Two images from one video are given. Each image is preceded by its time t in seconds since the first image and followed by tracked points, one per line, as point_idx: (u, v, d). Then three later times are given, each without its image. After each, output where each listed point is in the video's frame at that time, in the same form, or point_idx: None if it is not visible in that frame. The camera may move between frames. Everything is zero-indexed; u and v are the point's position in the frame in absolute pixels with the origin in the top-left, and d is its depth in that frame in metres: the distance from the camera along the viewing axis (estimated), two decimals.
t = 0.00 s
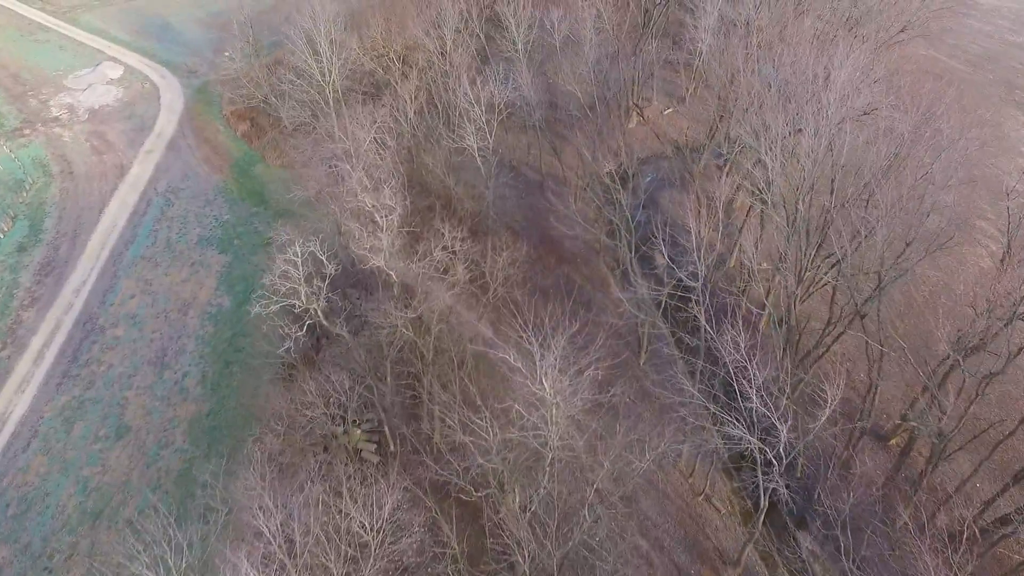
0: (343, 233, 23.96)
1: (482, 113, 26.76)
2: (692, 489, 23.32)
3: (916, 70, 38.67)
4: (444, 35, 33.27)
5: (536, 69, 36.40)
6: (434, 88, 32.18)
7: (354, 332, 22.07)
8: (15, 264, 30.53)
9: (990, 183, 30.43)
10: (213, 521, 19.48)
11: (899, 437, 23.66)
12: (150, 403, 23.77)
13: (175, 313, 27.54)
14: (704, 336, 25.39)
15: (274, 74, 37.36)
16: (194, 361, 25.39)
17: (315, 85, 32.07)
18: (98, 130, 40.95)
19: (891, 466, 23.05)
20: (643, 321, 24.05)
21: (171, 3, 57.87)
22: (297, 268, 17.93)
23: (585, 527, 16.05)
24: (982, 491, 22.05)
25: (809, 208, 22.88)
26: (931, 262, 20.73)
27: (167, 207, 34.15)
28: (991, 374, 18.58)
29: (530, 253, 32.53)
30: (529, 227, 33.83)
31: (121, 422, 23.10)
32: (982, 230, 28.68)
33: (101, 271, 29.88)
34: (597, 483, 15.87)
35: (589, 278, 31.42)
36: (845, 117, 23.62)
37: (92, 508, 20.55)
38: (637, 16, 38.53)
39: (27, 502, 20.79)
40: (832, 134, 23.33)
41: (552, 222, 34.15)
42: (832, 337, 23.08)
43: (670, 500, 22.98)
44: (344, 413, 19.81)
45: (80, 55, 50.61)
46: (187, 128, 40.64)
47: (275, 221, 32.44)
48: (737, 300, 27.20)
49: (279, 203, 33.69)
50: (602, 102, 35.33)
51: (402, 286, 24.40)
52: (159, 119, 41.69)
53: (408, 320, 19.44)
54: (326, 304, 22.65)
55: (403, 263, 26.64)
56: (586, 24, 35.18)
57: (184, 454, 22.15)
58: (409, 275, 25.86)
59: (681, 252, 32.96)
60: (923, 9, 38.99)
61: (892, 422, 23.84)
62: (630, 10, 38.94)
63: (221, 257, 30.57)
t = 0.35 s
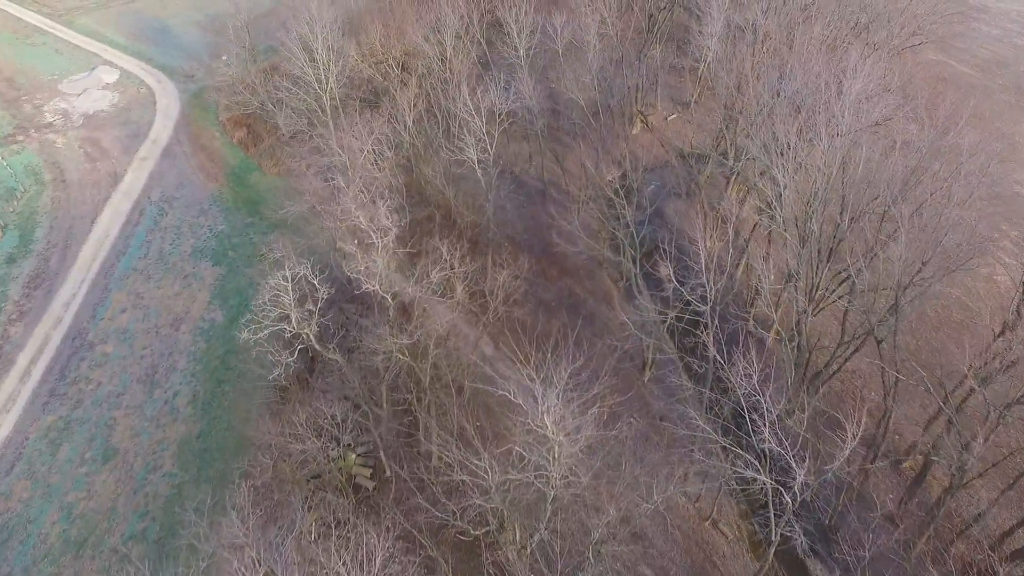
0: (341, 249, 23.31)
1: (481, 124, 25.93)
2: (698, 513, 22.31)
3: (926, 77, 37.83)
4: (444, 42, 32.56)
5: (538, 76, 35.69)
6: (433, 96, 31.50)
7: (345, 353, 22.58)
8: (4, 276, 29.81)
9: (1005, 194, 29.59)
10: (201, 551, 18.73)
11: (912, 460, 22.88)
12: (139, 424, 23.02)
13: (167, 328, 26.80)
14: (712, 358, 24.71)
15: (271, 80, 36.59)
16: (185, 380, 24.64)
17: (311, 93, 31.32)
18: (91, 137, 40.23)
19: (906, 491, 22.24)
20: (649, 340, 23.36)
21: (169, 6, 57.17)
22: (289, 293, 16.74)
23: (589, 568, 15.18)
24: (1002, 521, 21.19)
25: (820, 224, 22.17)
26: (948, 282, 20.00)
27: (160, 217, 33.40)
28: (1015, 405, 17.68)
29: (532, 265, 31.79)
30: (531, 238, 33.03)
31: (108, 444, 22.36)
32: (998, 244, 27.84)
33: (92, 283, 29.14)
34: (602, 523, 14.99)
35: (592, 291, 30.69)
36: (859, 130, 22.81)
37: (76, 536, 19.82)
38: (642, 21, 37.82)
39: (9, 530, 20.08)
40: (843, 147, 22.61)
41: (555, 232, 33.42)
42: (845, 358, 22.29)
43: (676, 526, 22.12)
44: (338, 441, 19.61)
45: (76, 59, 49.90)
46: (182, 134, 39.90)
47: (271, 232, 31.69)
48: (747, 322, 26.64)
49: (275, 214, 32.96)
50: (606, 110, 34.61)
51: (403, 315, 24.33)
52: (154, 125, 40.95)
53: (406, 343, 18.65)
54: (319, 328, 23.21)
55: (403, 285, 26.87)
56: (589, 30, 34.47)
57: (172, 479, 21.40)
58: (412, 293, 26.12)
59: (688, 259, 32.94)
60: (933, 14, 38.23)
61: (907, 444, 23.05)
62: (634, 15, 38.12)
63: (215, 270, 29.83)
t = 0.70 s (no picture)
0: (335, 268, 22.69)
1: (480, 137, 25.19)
2: (705, 540, 21.53)
3: (933, 83, 37.17)
4: (442, 49, 31.88)
5: (538, 82, 35.01)
6: (431, 105, 30.82)
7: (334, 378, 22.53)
8: None
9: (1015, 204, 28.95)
10: None
11: (923, 484, 22.30)
12: (124, 446, 22.25)
13: (155, 345, 26.05)
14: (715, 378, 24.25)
15: (265, 87, 35.82)
16: (174, 400, 23.84)
17: (305, 102, 30.62)
18: (82, 144, 39.43)
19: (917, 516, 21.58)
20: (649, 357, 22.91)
21: (164, 9, 56.41)
22: (277, 319, 16.16)
23: None
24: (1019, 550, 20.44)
25: (829, 240, 21.51)
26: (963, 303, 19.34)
27: (151, 227, 32.59)
28: None
29: (532, 277, 31.09)
30: (531, 249, 32.31)
31: (93, 468, 21.57)
32: (1009, 257, 27.17)
33: (79, 297, 28.37)
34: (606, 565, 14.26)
35: (594, 303, 30.01)
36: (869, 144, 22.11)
37: (57, 568, 19.10)
38: (644, 26, 37.16)
39: None
40: (853, 160, 21.95)
41: (555, 243, 32.72)
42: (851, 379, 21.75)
43: (681, 553, 21.29)
44: (332, 466, 19.16)
45: (69, 64, 49.12)
46: (175, 141, 39.09)
47: (264, 244, 30.87)
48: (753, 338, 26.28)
49: (269, 224, 32.13)
50: (608, 118, 33.96)
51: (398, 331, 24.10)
52: (146, 132, 40.17)
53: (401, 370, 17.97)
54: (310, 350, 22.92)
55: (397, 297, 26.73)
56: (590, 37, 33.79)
57: (158, 506, 20.65)
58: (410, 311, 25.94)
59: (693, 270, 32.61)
60: (939, 19, 37.63)
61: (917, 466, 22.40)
62: (635, 20, 37.42)
63: (206, 283, 29.04)
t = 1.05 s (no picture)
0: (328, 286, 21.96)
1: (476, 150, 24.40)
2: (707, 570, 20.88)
3: (941, 90, 36.48)
4: (439, 56, 31.24)
5: (538, 90, 34.32)
6: (427, 114, 30.14)
7: (326, 407, 21.69)
8: None
9: None
10: None
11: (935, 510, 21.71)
12: (109, 470, 21.49)
13: (143, 363, 25.27)
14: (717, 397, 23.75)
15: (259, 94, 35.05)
16: (161, 422, 23.09)
17: (299, 111, 29.92)
18: (73, 152, 38.69)
19: (926, 542, 20.91)
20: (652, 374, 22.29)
21: (158, 12, 55.62)
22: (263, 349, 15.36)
23: None
24: None
25: (836, 258, 20.85)
26: (977, 326, 18.66)
27: (141, 239, 31.81)
28: None
29: (531, 290, 30.42)
30: (530, 261, 31.64)
31: (75, 495, 20.82)
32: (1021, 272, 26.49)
33: (66, 312, 27.60)
34: None
35: (594, 317, 29.33)
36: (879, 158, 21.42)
37: None
38: (645, 32, 36.49)
39: None
40: (861, 174, 21.28)
41: (555, 254, 32.03)
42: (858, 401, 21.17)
43: None
44: (323, 494, 18.69)
45: (61, 68, 48.34)
46: (167, 148, 38.34)
47: (256, 257, 30.13)
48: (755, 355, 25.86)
49: (262, 236, 31.38)
50: (608, 126, 33.28)
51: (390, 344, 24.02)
52: (138, 140, 39.43)
53: (393, 400, 17.28)
54: (300, 376, 22.22)
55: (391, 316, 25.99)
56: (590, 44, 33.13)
57: (143, 535, 19.94)
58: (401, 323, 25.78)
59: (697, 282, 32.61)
60: (946, 24, 36.93)
61: (928, 490, 21.75)
62: (637, 26, 36.74)
63: (197, 298, 28.28)
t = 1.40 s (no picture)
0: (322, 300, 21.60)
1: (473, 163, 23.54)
2: None
3: (948, 96, 35.80)
4: (436, 64, 30.59)
5: (537, 97, 33.64)
6: (424, 123, 29.43)
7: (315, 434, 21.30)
8: None
9: None
10: None
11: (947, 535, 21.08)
12: (93, 496, 20.74)
13: (131, 382, 24.51)
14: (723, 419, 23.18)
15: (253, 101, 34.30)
16: (147, 444, 22.35)
17: (292, 120, 29.24)
18: (63, 160, 37.96)
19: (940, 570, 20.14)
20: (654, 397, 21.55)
21: (152, 15, 54.88)
22: (249, 383, 14.62)
23: None
24: None
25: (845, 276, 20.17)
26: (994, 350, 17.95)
27: (131, 250, 31.06)
28: None
29: (530, 304, 29.75)
30: (529, 273, 30.96)
31: (57, 523, 20.11)
32: None
33: (52, 328, 26.84)
34: None
35: (595, 332, 28.60)
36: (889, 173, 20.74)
37: None
38: (646, 38, 35.82)
39: None
40: (871, 189, 20.62)
41: (554, 266, 31.34)
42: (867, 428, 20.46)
43: None
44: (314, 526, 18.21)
45: (53, 73, 47.61)
46: (160, 156, 37.59)
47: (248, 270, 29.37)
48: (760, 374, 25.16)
49: (255, 248, 30.66)
50: (609, 135, 32.60)
51: (387, 364, 24.07)
52: (130, 147, 38.70)
53: (386, 430, 16.55)
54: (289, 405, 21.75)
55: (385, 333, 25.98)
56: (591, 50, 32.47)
57: (127, 565, 19.26)
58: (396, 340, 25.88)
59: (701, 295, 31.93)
60: (954, 29, 36.22)
61: (939, 514, 20.99)
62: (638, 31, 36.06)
63: (188, 313, 27.51)
